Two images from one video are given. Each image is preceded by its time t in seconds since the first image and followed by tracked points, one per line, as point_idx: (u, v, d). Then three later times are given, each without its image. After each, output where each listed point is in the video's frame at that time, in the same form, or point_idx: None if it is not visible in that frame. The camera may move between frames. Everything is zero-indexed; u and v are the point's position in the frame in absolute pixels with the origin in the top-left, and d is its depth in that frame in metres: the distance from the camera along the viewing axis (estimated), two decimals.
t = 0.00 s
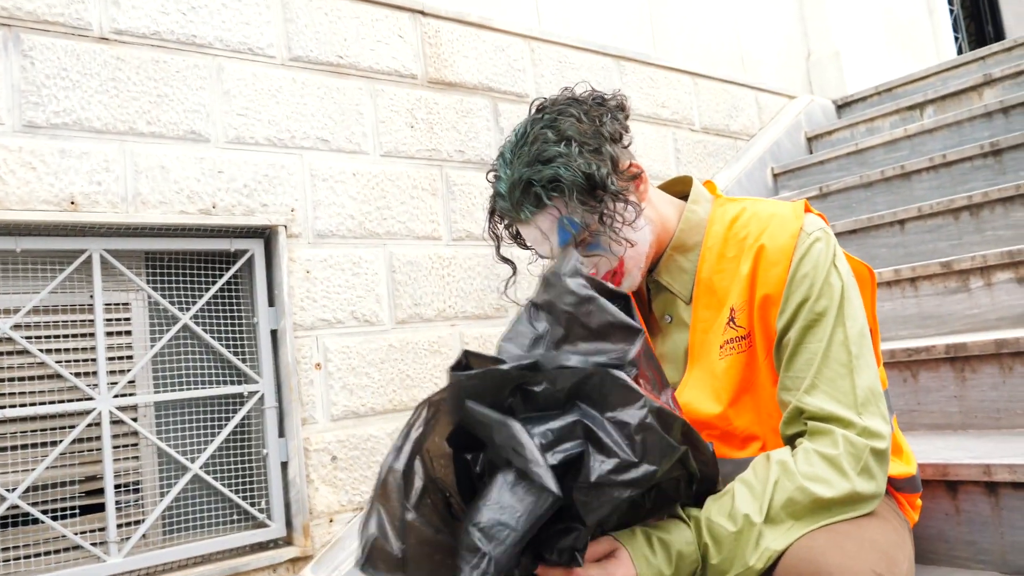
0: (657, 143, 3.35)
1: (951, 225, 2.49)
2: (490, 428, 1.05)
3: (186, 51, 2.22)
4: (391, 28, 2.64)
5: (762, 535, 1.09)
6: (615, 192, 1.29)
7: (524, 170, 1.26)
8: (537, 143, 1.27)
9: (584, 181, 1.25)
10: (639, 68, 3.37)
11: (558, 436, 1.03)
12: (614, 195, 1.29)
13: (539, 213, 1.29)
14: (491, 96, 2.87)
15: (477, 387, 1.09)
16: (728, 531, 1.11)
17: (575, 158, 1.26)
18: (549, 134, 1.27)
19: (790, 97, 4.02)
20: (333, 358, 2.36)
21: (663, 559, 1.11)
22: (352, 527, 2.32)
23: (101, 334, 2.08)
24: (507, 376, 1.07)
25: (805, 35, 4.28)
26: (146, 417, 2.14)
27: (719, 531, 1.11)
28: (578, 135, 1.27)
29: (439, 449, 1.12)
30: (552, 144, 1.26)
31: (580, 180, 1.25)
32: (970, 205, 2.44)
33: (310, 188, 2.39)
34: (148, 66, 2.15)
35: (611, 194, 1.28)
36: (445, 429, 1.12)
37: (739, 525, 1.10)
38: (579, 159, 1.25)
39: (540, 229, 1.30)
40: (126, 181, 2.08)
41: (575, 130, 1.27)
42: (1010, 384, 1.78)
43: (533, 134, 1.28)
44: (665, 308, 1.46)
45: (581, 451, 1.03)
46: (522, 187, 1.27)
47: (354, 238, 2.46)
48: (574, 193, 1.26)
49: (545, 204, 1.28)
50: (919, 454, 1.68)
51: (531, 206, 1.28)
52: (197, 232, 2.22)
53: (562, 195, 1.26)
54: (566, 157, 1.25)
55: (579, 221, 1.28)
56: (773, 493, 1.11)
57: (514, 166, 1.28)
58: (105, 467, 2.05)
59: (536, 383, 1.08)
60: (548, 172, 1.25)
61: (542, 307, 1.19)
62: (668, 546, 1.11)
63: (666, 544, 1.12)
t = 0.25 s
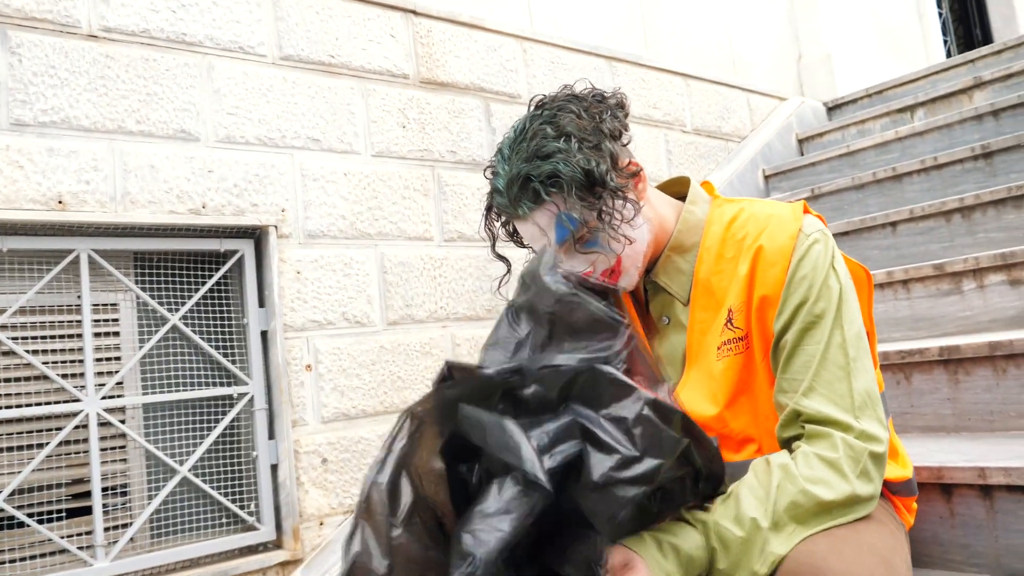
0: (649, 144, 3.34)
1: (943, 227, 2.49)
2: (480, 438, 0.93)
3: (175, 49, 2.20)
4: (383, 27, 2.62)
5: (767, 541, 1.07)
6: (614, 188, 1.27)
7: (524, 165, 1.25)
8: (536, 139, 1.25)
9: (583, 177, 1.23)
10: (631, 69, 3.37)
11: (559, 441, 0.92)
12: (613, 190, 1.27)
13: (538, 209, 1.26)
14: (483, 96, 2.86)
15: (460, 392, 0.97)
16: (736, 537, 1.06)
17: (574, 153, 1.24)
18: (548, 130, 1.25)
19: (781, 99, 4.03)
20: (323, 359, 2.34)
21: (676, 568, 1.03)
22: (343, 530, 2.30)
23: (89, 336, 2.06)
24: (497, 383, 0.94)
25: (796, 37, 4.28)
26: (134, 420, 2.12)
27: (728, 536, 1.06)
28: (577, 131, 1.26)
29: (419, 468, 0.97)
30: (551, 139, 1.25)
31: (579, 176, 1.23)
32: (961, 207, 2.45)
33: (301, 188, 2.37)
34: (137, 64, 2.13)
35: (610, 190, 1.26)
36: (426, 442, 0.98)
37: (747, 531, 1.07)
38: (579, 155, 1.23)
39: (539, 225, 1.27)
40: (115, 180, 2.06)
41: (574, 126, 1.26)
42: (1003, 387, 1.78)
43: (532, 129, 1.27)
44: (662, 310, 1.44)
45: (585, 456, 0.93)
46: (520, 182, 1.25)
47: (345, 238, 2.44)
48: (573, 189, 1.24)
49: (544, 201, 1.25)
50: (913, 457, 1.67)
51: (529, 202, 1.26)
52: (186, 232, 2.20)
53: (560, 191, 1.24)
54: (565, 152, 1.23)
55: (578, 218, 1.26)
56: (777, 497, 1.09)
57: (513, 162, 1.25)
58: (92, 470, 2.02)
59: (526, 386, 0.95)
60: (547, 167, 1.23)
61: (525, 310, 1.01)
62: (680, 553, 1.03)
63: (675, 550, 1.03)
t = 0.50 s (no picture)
0: (642, 147, 3.34)
1: (936, 232, 2.50)
2: (529, 492, 0.94)
3: (167, 48, 2.18)
4: (376, 28, 2.61)
5: (790, 550, 1.05)
6: (616, 187, 1.26)
7: (526, 160, 1.23)
8: (540, 135, 1.24)
9: (585, 175, 1.22)
10: (624, 73, 3.37)
11: (598, 474, 0.96)
12: (614, 190, 1.25)
13: (538, 205, 1.25)
14: (476, 98, 2.85)
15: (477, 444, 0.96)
16: (761, 548, 1.04)
17: (576, 151, 1.23)
18: (552, 126, 1.24)
19: (773, 103, 4.03)
20: (315, 362, 2.32)
21: None
22: (334, 534, 2.28)
23: (77, 338, 2.03)
24: (527, 430, 0.94)
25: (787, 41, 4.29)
26: (123, 423, 2.10)
27: (752, 547, 1.04)
28: (580, 129, 1.25)
29: (466, 535, 0.95)
30: (554, 135, 1.23)
31: (581, 174, 1.22)
32: (954, 212, 2.45)
33: (293, 190, 2.35)
34: (128, 63, 2.10)
35: (611, 189, 1.25)
36: (461, 504, 0.96)
37: (771, 541, 1.04)
38: (581, 153, 1.22)
39: (538, 222, 1.26)
40: (104, 180, 2.03)
41: (578, 124, 1.25)
42: (998, 392, 1.78)
43: (536, 125, 1.26)
44: (660, 312, 1.44)
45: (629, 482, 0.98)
46: (521, 178, 1.23)
47: (337, 240, 2.43)
48: (575, 187, 1.23)
49: (545, 197, 1.24)
50: (908, 462, 1.67)
51: (530, 199, 1.24)
52: (176, 233, 2.18)
53: (561, 188, 1.23)
54: (567, 150, 1.22)
55: (579, 216, 1.25)
56: (796, 505, 1.06)
57: (515, 157, 1.24)
58: (81, 474, 2.00)
59: (551, 425, 0.95)
60: (549, 164, 1.22)
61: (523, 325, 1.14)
62: (705, 566, 1.01)
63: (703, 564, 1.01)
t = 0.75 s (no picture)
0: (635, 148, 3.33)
1: (928, 234, 2.50)
2: (507, 473, 1.01)
3: (157, 44, 2.15)
4: (369, 26, 2.59)
5: (786, 552, 1.05)
6: (617, 186, 1.25)
7: (529, 152, 1.24)
8: (545, 127, 1.24)
9: (588, 172, 1.23)
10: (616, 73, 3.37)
11: (581, 461, 1.02)
12: (615, 189, 1.25)
13: (538, 198, 1.25)
14: (469, 97, 2.83)
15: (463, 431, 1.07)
16: (756, 549, 1.04)
17: (581, 146, 1.23)
18: (558, 119, 1.24)
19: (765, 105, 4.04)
20: (306, 362, 2.30)
21: None
22: (325, 536, 2.26)
23: (66, 337, 2.00)
24: (510, 416, 1.03)
25: (780, 43, 4.30)
26: (111, 423, 2.08)
27: (746, 548, 1.05)
28: (587, 124, 1.24)
29: (447, 513, 1.01)
30: (559, 129, 1.23)
31: (584, 170, 1.23)
32: (947, 214, 2.46)
33: (285, 188, 2.33)
34: (118, 60, 2.08)
35: (611, 188, 1.25)
36: (444, 486, 1.03)
37: (766, 542, 1.05)
38: (585, 148, 1.22)
39: (536, 215, 1.26)
40: (94, 178, 2.01)
41: (584, 118, 1.24)
42: (992, 395, 1.78)
43: (542, 117, 1.25)
44: (661, 312, 1.44)
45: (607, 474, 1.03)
46: (523, 169, 1.24)
47: (329, 239, 2.41)
48: (577, 183, 1.23)
49: (545, 189, 1.25)
50: (904, 464, 1.67)
51: (530, 190, 1.25)
52: (167, 232, 2.15)
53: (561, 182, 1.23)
54: (571, 144, 1.22)
55: (579, 212, 1.26)
56: (793, 508, 1.05)
57: (520, 147, 1.25)
58: (69, 475, 1.97)
59: (533, 414, 1.04)
60: (552, 158, 1.23)
61: (506, 323, 1.21)
62: (699, 565, 1.04)
63: (696, 563, 1.04)
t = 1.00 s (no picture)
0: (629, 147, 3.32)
1: (923, 236, 2.51)
2: (505, 471, 0.94)
3: (150, 39, 2.12)
4: (364, 23, 2.57)
5: (790, 553, 1.04)
6: (630, 174, 1.25)
7: (544, 134, 1.22)
8: (562, 109, 1.24)
9: (603, 155, 1.22)
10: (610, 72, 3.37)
11: (581, 456, 0.95)
12: (628, 176, 1.24)
13: (548, 180, 1.23)
14: (464, 95, 2.82)
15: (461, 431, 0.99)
16: (759, 548, 1.04)
17: (598, 130, 1.22)
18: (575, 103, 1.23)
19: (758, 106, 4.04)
20: (299, 361, 2.28)
21: None
22: (318, 537, 2.25)
23: (56, 336, 1.98)
24: (505, 411, 0.96)
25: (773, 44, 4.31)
26: (102, 423, 2.05)
27: (751, 548, 1.04)
28: (605, 109, 1.24)
29: (446, 511, 0.96)
30: (578, 112, 1.23)
31: (599, 153, 1.21)
32: (941, 216, 2.46)
33: (279, 186, 2.31)
34: (110, 55, 2.05)
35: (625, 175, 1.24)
36: (441, 487, 0.97)
37: (769, 542, 1.04)
38: (602, 133, 1.21)
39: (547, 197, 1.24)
40: (85, 174, 1.98)
41: (603, 104, 1.24)
42: (988, 396, 1.78)
43: (560, 100, 1.25)
44: (664, 311, 1.44)
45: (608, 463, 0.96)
46: (536, 151, 1.23)
47: (323, 238, 2.39)
48: (591, 166, 1.21)
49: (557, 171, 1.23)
50: (900, 466, 1.67)
51: (542, 171, 1.23)
52: (158, 230, 2.13)
53: (575, 165, 1.22)
54: (588, 127, 1.21)
55: (591, 196, 1.24)
56: (798, 509, 1.05)
57: (535, 127, 1.23)
58: (58, 475, 1.94)
59: (530, 411, 0.97)
60: (568, 139, 1.21)
61: (498, 319, 1.12)
62: (703, 565, 1.02)
63: (699, 562, 1.03)
